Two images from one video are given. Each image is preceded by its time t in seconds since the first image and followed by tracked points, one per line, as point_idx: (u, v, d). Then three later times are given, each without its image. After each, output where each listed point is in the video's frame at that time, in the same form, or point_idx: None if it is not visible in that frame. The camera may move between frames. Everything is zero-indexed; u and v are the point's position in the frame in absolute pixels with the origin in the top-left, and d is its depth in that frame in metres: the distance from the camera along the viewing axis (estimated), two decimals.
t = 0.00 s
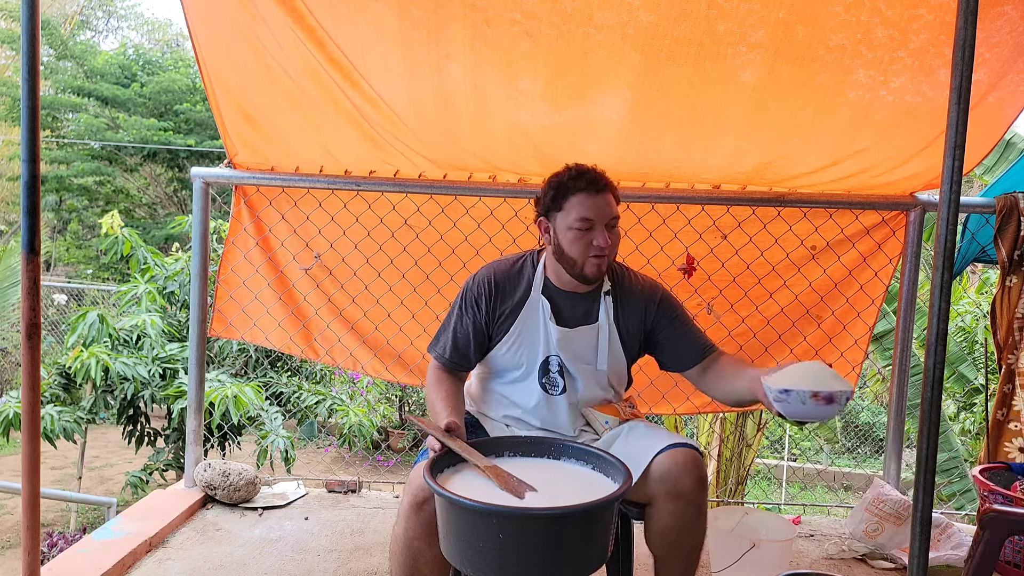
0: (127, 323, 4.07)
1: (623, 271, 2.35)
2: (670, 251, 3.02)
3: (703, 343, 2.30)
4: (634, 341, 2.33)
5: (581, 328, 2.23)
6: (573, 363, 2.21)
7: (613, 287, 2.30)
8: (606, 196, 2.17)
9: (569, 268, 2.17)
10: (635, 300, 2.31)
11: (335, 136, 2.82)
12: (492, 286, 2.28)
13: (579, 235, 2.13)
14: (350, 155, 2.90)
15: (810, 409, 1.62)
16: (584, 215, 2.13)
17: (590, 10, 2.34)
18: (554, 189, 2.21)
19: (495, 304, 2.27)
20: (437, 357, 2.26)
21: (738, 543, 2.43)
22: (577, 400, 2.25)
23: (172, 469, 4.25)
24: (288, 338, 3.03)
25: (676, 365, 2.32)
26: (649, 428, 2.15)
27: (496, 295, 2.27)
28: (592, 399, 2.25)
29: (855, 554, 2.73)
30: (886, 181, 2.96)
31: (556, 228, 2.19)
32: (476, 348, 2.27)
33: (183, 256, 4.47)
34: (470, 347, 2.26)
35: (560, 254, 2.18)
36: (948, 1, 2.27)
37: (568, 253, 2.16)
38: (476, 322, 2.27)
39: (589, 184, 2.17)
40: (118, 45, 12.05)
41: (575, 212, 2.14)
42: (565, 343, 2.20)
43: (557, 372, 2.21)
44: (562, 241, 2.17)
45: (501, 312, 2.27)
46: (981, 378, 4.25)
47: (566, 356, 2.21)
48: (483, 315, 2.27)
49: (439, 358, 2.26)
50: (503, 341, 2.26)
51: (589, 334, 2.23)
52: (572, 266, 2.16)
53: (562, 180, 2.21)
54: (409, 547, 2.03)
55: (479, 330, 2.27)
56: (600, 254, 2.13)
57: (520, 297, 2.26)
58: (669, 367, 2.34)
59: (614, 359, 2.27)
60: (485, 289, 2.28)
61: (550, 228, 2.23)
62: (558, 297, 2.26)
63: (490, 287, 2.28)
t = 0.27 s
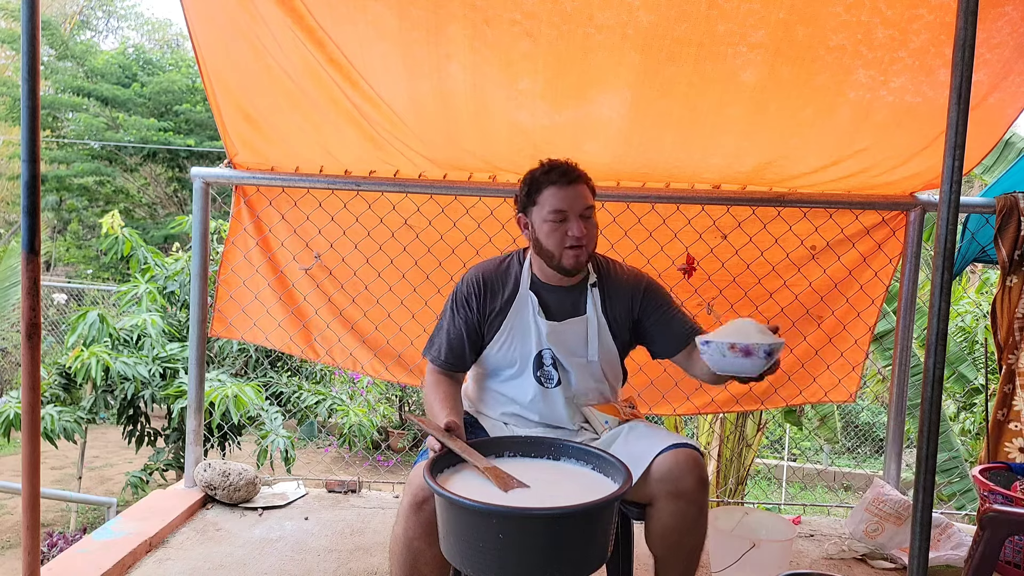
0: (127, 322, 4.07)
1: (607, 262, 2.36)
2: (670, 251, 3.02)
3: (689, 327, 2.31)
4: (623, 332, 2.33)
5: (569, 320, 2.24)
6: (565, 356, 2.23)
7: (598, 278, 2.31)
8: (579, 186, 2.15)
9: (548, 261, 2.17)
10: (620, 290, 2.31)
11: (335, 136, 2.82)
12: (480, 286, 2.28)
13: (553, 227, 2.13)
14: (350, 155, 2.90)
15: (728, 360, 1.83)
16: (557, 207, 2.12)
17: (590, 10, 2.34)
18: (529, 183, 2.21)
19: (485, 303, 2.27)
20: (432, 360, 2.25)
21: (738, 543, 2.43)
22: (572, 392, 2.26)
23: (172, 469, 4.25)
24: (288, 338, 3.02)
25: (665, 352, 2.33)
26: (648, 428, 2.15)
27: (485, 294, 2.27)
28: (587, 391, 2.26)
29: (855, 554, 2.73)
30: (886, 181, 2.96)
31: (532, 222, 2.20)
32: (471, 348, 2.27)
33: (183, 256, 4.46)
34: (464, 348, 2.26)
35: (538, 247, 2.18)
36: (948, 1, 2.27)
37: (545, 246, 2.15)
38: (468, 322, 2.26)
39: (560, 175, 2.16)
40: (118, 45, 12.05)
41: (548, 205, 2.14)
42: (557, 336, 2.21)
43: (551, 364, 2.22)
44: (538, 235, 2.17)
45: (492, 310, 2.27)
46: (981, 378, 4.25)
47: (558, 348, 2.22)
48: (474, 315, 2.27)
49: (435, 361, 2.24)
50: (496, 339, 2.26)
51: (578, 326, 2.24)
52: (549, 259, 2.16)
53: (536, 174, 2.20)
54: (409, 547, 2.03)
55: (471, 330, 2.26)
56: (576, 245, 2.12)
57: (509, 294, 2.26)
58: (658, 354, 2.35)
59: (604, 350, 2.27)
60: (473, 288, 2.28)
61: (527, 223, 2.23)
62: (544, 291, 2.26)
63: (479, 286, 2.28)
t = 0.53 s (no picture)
0: (127, 322, 4.08)
1: (594, 258, 2.39)
2: (670, 251, 3.03)
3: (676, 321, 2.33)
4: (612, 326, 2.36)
5: (558, 315, 2.25)
6: (558, 351, 2.24)
7: (587, 273, 2.34)
8: (555, 193, 2.10)
9: (526, 261, 2.21)
10: (608, 285, 2.35)
11: (335, 136, 2.82)
12: (471, 286, 2.31)
13: (527, 232, 2.13)
14: (350, 155, 2.91)
15: (662, 349, 1.90)
16: (530, 215, 2.10)
17: (590, 11, 2.33)
18: (507, 185, 2.18)
19: (476, 302, 2.30)
20: (427, 362, 2.26)
21: (738, 543, 2.43)
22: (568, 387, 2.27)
23: (172, 469, 4.25)
24: (288, 338, 3.02)
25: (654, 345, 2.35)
26: (648, 428, 2.15)
27: (476, 293, 2.30)
28: (582, 386, 2.27)
29: (855, 554, 2.73)
30: (886, 181, 2.97)
31: (511, 222, 2.20)
32: (465, 347, 2.29)
33: (183, 256, 4.46)
34: (458, 348, 2.28)
35: (517, 247, 2.21)
36: (948, 1, 2.27)
37: (522, 247, 2.18)
38: (460, 322, 2.29)
39: (535, 181, 2.11)
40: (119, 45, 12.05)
41: (522, 212, 2.12)
42: (548, 330, 2.23)
43: (544, 359, 2.24)
44: (516, 236, 2.19)
45: (484, 308, 2.30)
46: (981, 379, 4.25)
47: (550, 342, 2.24)
48: (466, 315, 2.30)
49: (430, 363, 2.26)
50: (489, 337, 2.28)
51: (568, 322, 2.25)
52: (527, 260, 2.19)
53: (514, 176, 2.16)
54: (409, 547, 2.03)
55: (464, 329, 2.29)
56: (549, 251, 2.13)
57: (499, 292, 2.29)
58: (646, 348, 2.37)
59: (596, 344, 2.28)
60: (464, 289, 2.31)
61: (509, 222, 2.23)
62: (532, 289, 2.29)
63: (469, 286, 2.31)
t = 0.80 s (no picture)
0: (127, 322, 4.08)
1: (590, 257, 2.41)
2: (670, 251, 3.03)
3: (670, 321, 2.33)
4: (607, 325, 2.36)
5: (555, 311, 2.26)
6: (555, 348, 2.24)
7: (582, 272, 2.35)
8: (543, 197, 2.08)
9: (517, 260, 2.22)
10: (604, 283, 2.35)
11: (335, 136, 2.82)
12: (468, 284, 2.31)
13: (516, 234, 2.14)
14: (350, 155, 2.91)
15: (625, 360, 2.00)
16: (518, 218, 2.10)
17: (590, 11, 2.33)
18: (498, 184, 2.17)
19: (474, 300, 2.30)
20: (425, 360, 2.27)
21: (738, 543, 2.43)
22: (566, 383, 2.27)
23: (172, 469, 4.25)
24: (289, 337, 3.02)
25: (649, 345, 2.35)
26: (646, 429, 2.15)
27: (473, 292, 2.30)
28: (580, 381, 2.27)
29: (855, 554, 2.73)
30: (886, 181, 2.97)
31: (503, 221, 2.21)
32: (463, 345, 2.30)
33: (184, 256, 4.46)
34: (455, 345, 2.28)
35: (509, 246, 2.22)
36: (948, 1, 2.27)
37: (512, 248, 2.19)
38: (458, 320, 2.29)
39: (523, 185, 2.09)
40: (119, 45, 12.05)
41: (511, 214, 2.12)
42: (545, 327, 2.24)
43: (542, 355, 2.24)
44: (507, 236, 2.19)
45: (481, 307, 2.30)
46: (981, 379, 4.25)
47: (548, 338, 2.24)
48: (464, 313, 2.30)
49: (428, 361, 2.26)
50: (486, 335, 2.28)
51: (565, 318, 2.26)
52: (517, 260, 2.21)
53: (504, 177, 2.14)
54: (408, 546, 2.03)
55: (461, 327, 2.29)
56: (538, 253, 2.14)
57: (496, 290, 2.29)
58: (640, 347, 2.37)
59: (593, 341, 2.29)
60: (461, 287, 2.31)
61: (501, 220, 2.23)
62: (528, 287, 2.29)
63: (467, 284, 2.31)
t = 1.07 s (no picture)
0: (127, 322, 4.08)
1: (590, 256, 2.41)
2: (670, 251, 3.03)
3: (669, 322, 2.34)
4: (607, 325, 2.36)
5: (556, 310, 2.26)
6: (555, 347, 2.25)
7: (583, 271, 2.35)
8: (545, 197, 2.08)
9: (518, 261, 2.22)
10: (604, 283, 2.36)
11: (335, 136, 2.82)
12: (468, 285, 2.31)
13: (518, 235, 2.14)
14: (350, 155, 2.90)
15: (625, 370, 2.01)
16: (520, 218, 2.10)
17: (590, 11, 2.34)
18: (500, 184, 2.17)
19: (474, 301, 2.30)
20: (424, 360, 2.26)
21: (738, 543, 2.43)
22: (566, 382, 2.27)
23: (172, 469, 4.25)
24: (289, 337, 3.02)
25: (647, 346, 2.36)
26: (646, 430, 2.15)
27: (473, 292, 2.30)
28: (580, 381, 2.28)
29: (855, 554, 2.73)
30: (886, 181, 2.97)
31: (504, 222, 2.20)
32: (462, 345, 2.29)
33: (184, 256, 4.46)
34: (455, 345, 2.28)
35: (510, 247, 2.22)
36: (948, 1, 2.27)
37: (514, 248, 2.19)
38: (458, 320, 2.29)
39: (526, 185, 2.09)
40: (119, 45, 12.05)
41: (513, 215, 2.11)
42: (545, 326, 2.24)
43: (542, 354, 2.24)
44: (509, 236, 2.19)
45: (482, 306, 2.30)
46: (981, 379, 4.25)
47: (548, 337, 2.24)
48: (464, 313, 2.30)
49: (427, 361, 2.26)
50: (485, 335, 2.28)
51: (565, 317, 2.26)
52: (518, 261, 2.21)
53: (506, 177, 2.15)
54: (408, 546, 2.02)
55: (462, 328, 2.29)
56: (539, 254, 2.14)
57: (496, 291, 2.29)
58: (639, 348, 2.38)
59: (593, 340, 2.29)
60: (462, 288, 2.31)
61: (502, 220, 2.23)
62: (528, 287, 2.29)
63: (467, 285, 2.31)
